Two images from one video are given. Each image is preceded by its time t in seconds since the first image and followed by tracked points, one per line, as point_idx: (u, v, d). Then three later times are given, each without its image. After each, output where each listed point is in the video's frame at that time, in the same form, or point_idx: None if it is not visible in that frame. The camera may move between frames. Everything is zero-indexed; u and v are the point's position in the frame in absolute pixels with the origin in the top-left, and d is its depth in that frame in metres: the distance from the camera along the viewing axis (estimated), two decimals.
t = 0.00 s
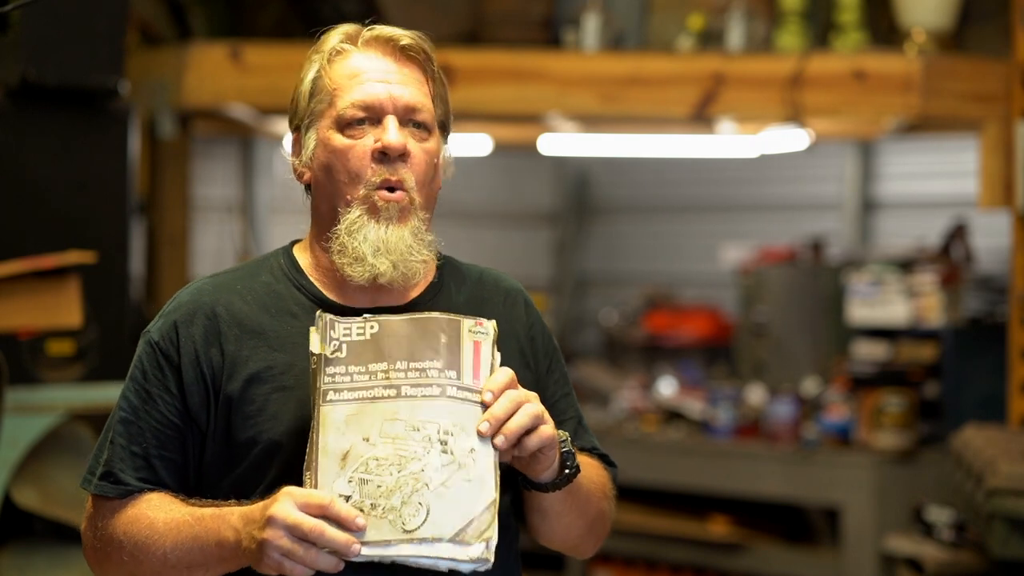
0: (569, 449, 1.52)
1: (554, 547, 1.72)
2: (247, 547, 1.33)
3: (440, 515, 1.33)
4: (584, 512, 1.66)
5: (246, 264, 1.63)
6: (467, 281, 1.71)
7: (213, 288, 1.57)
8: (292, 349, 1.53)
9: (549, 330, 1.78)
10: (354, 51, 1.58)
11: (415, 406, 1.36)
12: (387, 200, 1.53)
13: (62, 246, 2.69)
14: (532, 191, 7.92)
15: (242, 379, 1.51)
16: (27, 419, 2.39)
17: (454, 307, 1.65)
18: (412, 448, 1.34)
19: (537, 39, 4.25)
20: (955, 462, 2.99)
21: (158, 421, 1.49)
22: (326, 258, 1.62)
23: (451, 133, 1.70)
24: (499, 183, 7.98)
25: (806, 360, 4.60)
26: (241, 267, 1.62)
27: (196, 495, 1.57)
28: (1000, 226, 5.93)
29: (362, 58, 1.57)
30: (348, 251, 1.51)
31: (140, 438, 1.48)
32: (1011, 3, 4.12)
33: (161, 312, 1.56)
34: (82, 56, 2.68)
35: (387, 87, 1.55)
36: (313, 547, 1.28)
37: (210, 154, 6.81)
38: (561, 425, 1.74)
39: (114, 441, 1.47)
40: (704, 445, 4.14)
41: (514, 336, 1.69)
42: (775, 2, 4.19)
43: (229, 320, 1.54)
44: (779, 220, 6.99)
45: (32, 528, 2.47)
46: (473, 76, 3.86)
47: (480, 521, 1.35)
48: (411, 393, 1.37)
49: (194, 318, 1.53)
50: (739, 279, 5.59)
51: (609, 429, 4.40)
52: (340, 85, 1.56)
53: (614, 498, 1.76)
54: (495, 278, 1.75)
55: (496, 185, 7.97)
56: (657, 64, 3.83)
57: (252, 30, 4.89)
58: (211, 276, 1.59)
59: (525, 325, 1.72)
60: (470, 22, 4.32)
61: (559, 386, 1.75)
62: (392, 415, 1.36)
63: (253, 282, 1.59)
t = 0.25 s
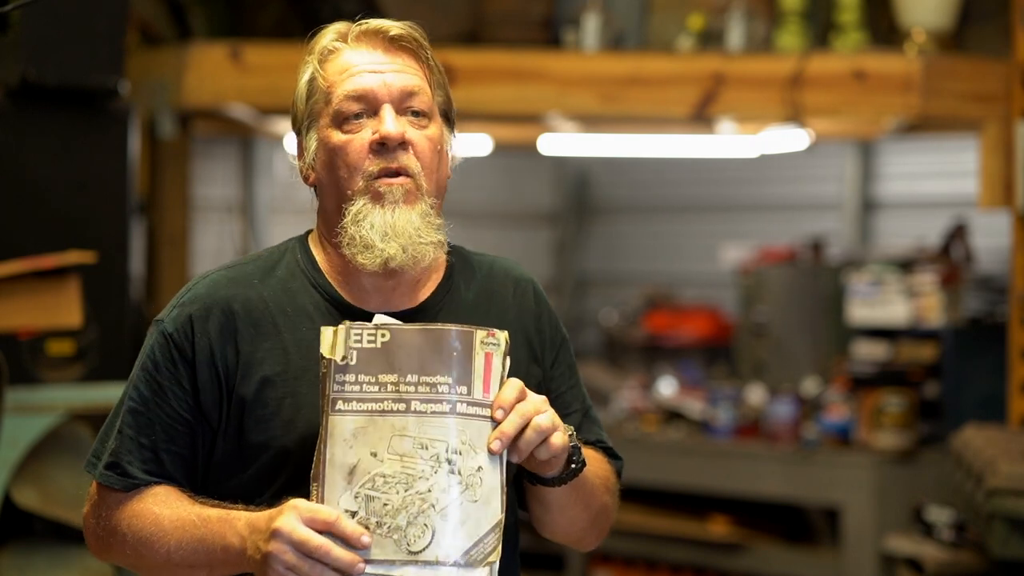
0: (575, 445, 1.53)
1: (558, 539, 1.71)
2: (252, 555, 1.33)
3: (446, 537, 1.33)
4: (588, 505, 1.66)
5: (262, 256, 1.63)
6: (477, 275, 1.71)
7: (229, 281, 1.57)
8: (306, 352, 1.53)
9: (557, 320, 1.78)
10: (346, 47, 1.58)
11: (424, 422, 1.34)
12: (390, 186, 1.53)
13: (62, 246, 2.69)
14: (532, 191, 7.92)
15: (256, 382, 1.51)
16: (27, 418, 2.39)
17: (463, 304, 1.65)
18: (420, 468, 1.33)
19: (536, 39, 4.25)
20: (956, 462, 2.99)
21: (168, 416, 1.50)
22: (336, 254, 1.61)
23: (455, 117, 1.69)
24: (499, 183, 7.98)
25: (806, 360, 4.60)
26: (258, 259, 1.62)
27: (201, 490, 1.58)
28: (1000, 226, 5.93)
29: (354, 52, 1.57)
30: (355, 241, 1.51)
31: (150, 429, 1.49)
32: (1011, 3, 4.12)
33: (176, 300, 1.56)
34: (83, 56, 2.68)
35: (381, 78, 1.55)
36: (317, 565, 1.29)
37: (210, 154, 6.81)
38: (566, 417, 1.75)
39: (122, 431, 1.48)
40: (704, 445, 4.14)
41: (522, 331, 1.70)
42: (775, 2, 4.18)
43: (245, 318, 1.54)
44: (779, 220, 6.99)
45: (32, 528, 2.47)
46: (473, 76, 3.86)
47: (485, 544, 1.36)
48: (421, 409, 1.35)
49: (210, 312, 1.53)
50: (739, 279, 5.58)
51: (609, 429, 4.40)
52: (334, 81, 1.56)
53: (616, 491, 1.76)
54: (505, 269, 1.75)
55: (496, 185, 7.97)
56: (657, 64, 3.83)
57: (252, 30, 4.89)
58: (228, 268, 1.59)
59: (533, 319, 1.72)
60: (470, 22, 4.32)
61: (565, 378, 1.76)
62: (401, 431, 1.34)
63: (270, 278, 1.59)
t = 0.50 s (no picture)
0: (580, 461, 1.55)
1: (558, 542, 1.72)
2: (254, 565, 1.34)
3: (449, 553, 1.34)
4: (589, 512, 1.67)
5: (264, 256, 1.63)
6: (478, 277, 1.71)
7: (231, 283, 1.57)
8: (307, 357, 1.54)
9: (558, 321, 1.79)
10: (357, 48, 1.57)
11: (431, 438, 1.35)
12: (393, 196, 1.53)
13: (62, 246, 2.69)
14: (532, 191, 7.92)
15: (258, 388, 1.52)
16: (26, 419, 2.39)
17: (466, 306, 1.66)
18: (426, 484, 1.34)
19: (537, 39, 4.24)
20: (955, 462, 2.99)
21: (169, 419, 1.50)
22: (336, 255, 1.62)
23: (463, 116, 1.69)
24: (499, 183, 7.98)
25: (806, 360, 4.60)
26: (260, 260, 1.62)
27: (202, 493, 1.58)
28: (1000, 226, 5.93)
29: (365, 54, 1.56)
30: (359, 249, 1.52)
31: (151, 433, 1.49)
32: (1011, 3, 4.12)
33: (176, 301, 1.56)
34: (82, 56, 2.68)
35: (391, 83, 1.54)
36: None
37: (210, 154, 6.81)
38: (567, 420, 1.75)
39: (123, 434, 1.47)
40: (704, 445, 4.14)
41: (523, 333, 1.70)
42: (775, 2, 4.18)
43: (246, 322, 1.54)
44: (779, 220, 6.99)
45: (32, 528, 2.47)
46: (473, 76, 3.87)
47: (487, 564, 1.36)
48: (428, 424, 1.35)
49: (212, 315, 1.53)
50: (739, 279, 5.59)
51: (608, 429, 4.39)
52: (343, 83, 1.56)
53: (616, 494, 1.77)
54: (507, 271, 1.75)
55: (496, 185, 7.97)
56: (657, 64, 3.83)
57: (252, 30, 4.89)
58: (229, 270, 1.59)
59: (534, 321, 1.73)
60: (470, 22, 4.32)
61: (565, 380, 1.77)
62: (408, 446, 1.35)
63: (271, 281, 1.59)
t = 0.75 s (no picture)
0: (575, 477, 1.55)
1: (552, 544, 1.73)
2: None
3: None
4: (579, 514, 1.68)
5: (265, 258, 1.63)
6: (480, 280, 1.71)
7: (232, 286, 1.57)
8: (308, 361, 1.54)
9: (559, 325, 1.79)
10: (353, 54, 1.57)
11: (434, 462, 1.37)
12: (387, 198, 1.53)
13: (62, 246, 2.69)
14: (532, 191, 7.92)
15: (258, 391, 1.52)
16: (27, 418, 2.39)
17: (467, 309, 1.66)
18: (429, 508, 1.37)
19: (537, 39, 4.24)
20: (955, 462, 2.99)
21: (170, 421, 1.50)
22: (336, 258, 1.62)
23: (463, 118, 1.68)
24: (499, 184, 7.98)
25: (806, 360, 4.60)
26: (261, 262, 1.62)
27: (201, 495, 1.58)
28: (1000, 226, 5.93)
29: (360, 61, 1.56)
30: (354, 254, 1.53)
31: (151, 435, 1.49)
32: (1011, 3, 4.12)
33: (177, 303, 1.56)
34: (82, 56, 2.67)
35: (385, 90, 1.53)
36: None
37: (210, 155, 6.81)
38: (564, 424, 1.75)
39: (124, 436, 1.47)
40: (704, 445, 4.14)
41: (523, 336, 1.70)
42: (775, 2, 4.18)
43: (247, 325, 1.54)
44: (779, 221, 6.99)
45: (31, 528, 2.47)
46: (473, 76, 3.86)
47: None
48: (431, 448, 1.37)
49: (213, 318, 1.53)
50: (739, 280, 5.59)
51: (608, 429, 4.39)
52: (338, 89, 1.55)
53: (611, 498, 1.77)
54: (509, 274, 1.75)
55: (496, 185, 7.96)
56: (657, 64, 3.83)
57: (252, 30, 4.89)
58: (230, 271, 1.59)
59: (534, 323, 1.73)
60: (470, 22, 4.32)
61: (564, 384, 1.77)
62: (411, 470, 1.37)
63: (272, 283, 1.59)
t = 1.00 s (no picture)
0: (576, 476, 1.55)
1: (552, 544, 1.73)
2: None
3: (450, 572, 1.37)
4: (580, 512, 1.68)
5: (265, 258, 1.63)
6: (480, 280, 1.71)
7: (232, 286, 1.57)
8: (308, 361, 1.54)
9: (558, 326, 1.79)
10: (356, 58, 1.57)
11: (433, 459, 1.37)
12: (388, 204, 1.53)
13: (62, 246, 2.69)
14: (532, 191, 7.92)
15: (258, 391, 1.52)
16: (27, 419, 2.39)
17: (468, 310, 1.66)
18: (427, 505, 1.37)
19: (537, 39, 4.24)
20: (955, 462, 2.99)
21: (170, 421, 1.50)
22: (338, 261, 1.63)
23: (465, 120, 1.68)
24: (499, 184, 7.99)
25: (806, 360, 4.60)
26: (262, 262, 1.62)
27: (201, 495, 1.58)
28: (1000, 226, 5.93)
29: (364, 66, 1.55)
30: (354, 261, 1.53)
31: (152, 435, 1.49)
32: (1011, 3, 4.12)
33: (177, 303, 1.56)
34: (83, 56, 2.67)
35: (388, 97, 1.53)
36: None
37: (210, 155, 6.81)
38: (565, 424, 1.76)
39: (124, 436, 1.48)
40: (704, 445, 4.14)
41: (523, 337, 1.70)
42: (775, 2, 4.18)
43: (247, 325, 1.54)
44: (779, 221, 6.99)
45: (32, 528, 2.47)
46: (473, 77, 3.87)
47: None
48: (430, 445, 1.38)
49: (213, 318, 1.53)
50: (739, 279, 5.59)
51: (609, 429, 4.39)
52: (341, 95, 1.55)
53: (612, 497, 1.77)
54: (509, 275, 1.75)
55: (496, 185, 7.96)
56: (657, 64, 3.83)
57: (252, 30, 4.89)
58: (231, 272, 1.59)
59: (534, 324, 1.73)
60: (470, 22, 4.32)
61: (565, 385, 1.77)
62: (410, 466, 1.37)
63: (273, 284, 1.59)
